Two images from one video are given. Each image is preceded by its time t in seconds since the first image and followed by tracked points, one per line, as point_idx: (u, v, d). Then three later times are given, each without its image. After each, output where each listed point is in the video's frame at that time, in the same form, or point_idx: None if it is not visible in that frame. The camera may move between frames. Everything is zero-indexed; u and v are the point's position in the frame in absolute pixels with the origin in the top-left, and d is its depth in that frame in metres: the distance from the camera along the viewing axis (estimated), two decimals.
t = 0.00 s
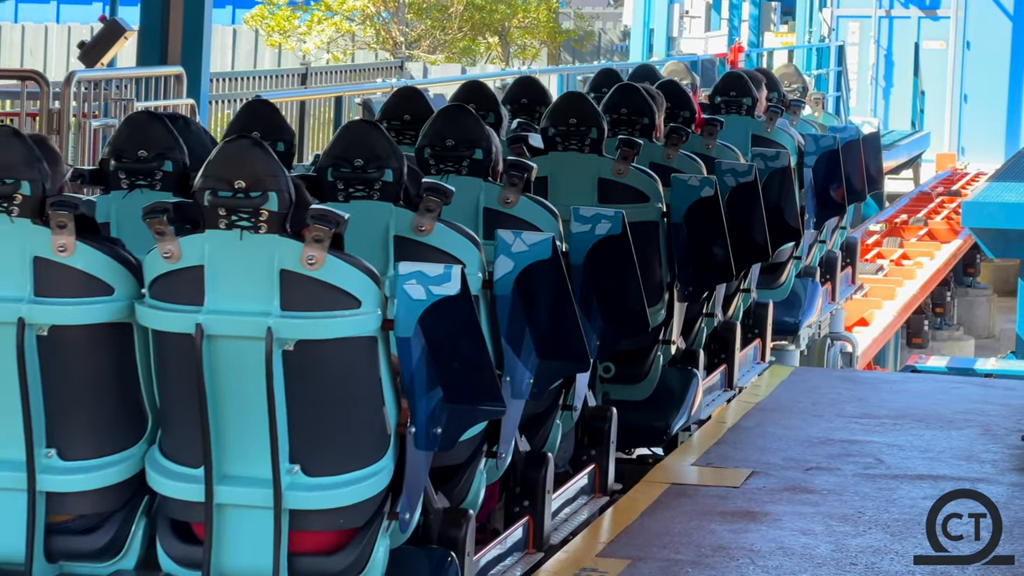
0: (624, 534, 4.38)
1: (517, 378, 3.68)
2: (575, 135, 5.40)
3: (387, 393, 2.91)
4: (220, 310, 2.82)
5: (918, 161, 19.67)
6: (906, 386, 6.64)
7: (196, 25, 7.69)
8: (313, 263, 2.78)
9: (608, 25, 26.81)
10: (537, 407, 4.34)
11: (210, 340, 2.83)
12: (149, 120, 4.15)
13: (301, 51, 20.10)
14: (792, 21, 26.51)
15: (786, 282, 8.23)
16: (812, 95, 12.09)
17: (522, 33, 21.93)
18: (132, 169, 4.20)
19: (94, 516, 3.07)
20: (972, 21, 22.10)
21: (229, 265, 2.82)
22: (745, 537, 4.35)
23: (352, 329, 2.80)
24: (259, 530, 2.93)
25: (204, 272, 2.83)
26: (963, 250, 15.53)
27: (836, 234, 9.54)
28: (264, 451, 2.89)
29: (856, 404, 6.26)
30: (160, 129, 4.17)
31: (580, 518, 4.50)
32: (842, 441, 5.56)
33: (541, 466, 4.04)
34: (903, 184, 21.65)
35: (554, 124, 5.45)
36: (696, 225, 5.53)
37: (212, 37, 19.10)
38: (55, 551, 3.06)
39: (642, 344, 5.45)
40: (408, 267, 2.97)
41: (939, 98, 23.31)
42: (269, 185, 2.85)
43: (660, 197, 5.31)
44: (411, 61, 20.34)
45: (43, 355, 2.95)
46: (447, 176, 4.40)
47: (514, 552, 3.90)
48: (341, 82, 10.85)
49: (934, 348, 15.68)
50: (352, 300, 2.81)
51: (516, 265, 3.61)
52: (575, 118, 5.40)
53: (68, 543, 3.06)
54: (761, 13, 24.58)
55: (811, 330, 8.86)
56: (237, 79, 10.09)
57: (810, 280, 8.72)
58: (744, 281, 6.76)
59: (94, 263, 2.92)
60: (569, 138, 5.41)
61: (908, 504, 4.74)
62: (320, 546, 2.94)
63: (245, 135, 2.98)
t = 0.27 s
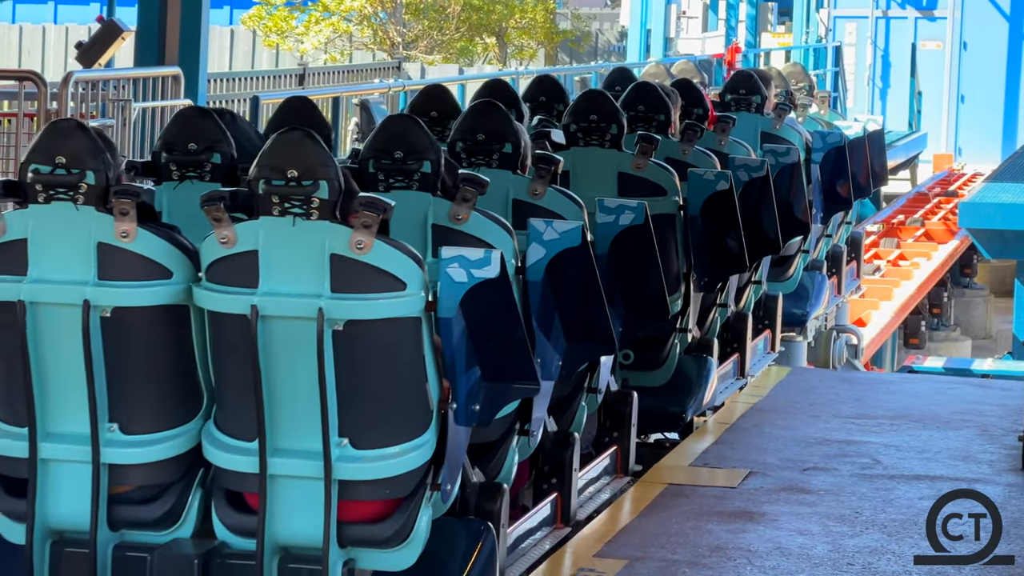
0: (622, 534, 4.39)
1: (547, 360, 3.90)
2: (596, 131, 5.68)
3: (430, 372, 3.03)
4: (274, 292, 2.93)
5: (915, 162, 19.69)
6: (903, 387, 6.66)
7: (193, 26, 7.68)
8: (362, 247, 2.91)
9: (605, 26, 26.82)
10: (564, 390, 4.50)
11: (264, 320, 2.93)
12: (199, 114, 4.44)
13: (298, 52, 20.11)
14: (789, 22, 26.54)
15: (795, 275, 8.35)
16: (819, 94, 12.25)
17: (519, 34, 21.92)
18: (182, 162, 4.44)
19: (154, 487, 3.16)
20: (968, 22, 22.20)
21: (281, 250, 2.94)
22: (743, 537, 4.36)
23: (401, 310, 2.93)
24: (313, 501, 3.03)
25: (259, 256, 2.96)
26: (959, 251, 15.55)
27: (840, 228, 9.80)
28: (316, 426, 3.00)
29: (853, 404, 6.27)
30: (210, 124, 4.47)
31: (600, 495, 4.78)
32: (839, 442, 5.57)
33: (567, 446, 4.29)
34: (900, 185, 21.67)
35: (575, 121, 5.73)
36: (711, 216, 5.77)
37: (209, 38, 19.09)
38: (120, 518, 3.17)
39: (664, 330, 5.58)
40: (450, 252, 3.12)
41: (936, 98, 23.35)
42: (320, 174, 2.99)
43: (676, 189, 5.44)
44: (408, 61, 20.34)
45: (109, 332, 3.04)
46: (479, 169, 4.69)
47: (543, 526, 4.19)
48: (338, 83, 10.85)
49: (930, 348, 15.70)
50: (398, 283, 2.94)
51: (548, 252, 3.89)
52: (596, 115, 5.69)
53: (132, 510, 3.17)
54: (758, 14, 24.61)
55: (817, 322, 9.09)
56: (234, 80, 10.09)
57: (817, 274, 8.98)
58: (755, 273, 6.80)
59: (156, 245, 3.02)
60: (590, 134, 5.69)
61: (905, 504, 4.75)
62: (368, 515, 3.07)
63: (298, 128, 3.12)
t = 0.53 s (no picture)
0: (619, 534, 4.40)
1: (575, 345, 4.08)
2: (615, 127, 5.98)
3: (467, 351, 3.29)
4: (323, 276, 3.18)
5: (912, 163, 19.70)
6: (900, 387, 6.67)
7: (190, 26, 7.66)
8: (405, 234, 3.15)
9: (603, 26, 26.82)
10: (589, 373, 4.78)
11: (314, 303, 3.18)
12: (244, 111, 4.40)
13: (296, 53, 20.11)
14: (786, 24, 26.57)
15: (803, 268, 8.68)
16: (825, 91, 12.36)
17: (517, 35, 21.88)
18: (229, 154, 4.48)
19: (207, 461, 3.42)
20: (965, 24, 22.28)
21: (329, 236, 3.18)
22: (740, 537, 4.37)
23: (440, 293, 3.18)
24: (357, 473, 3.29)
25: (308, 243, 3.20)
26: (957, 252, 15.56)
27: (847, 223, 10.05)
28: (360, 403, 3.24)
29: (850, 405, 6.28)
30: (256, 118, 4.44)
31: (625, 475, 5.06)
32: (837, 442, 5.58)
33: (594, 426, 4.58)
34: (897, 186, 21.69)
35: (596, 118, 6.02)
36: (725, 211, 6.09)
37: (206, 39, 19.08)
38: (173, 492, 3.42)
39: (677, 323, 5.84)
40: (489, 238, 3.30)
41: (933, 99, 23.37)
42: (365, 165, 3.22)
43: (692, 183, 5.75)
44: (406, 62, 20.34)
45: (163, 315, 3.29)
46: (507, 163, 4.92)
47: (570, 501, 4.50)
48: (336, 84, 10.85)
49: (927, 350, 15.70)
50: (439, 267, 3.19)
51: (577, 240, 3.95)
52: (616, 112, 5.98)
53: (185, 484, 3.42)
54: (755, 14, 24.62)
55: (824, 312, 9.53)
56: (231, 80, 10.09)
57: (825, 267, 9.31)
58: (766, 264, 7.13)
59: (210, 235, 3.28)
60: (610, 130, 5.98)
61: (902, 504, 4.76)
62: (411, 487, 3.33)
63: (344, 120, 3.35)
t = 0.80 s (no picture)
0: (617, 535, 4.40)
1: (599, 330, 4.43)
2: (632, 124, 6.55)
3: (500, 333, 3.59)
4: (366, 263, 3.49)
5: (909, 163, 19.72)
6: (897, 388, 6.68)
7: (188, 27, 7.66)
8: (444, 222, 3.46)
9: (600, 27, 26.84)
10: (612, 357, 5.05)
11: (357, 288, 3.50)
12: (286, 106, 4.94)
13: (293, 54, 20.14)
14: (783, 25, 26.62)
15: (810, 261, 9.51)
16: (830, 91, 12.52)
17: (514, 36, 21.88)
18: (271, 147, 4.96)
19: (254, 439, 3.76)
20: (962, 25, 22.41)
21: (372, 225, 3.50)
22: (737, 538, 4.38)
23: (475, 278, 3.49)
24: (397, 449, 3.62)
25: (352, 230, 3.51)
26: (954, 252, 15.57)
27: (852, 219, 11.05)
28: (400, 382, 3.57)
29: (847, 405, 6.29)
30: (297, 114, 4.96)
31: (644, 458, 5.26)
32: (834, 443, 5.59)
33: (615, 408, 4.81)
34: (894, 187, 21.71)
35: (614, 115, 6.59)
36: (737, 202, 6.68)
37: (205, 40, 19.10)
38: (223, 466, 3.76)
39: (691, 314, 6.15)
40: (522, 226, 3.54)
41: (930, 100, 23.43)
42: (406, 156, 3.53)
43: (705, 177, 6.36)
44: (403, 63, 20.36)
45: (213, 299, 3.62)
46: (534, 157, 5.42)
47: (593, 480, 4.71)
48: (334, 84, 10.87)
49: (924, 350, 15.71)
50: (475, 254, 3.50)
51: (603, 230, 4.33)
52: (633, 109, 6.55)
53: (233, 461, 3.75)
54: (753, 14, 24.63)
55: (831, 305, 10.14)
56: (228, 80, 10.10)
57: (831, 262, 10.01)
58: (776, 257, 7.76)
59: (260, 225, 3.61)
60: (628, 127, 6.56)
61: (899, 504, 4.77)
62: (448, 462, 3.66)
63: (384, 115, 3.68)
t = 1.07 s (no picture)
0: (614, 535, 4.41)
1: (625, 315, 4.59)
2: (650, 121, 7.12)
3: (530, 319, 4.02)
4: (406, 251, 3.90)
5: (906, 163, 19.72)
6: (893, 388, 6.69)
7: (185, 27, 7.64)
8: (480, 212, 3.87)
9: (598, 28, 26.84)
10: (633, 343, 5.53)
11: (397, 274, 3.91)
12: (325, 103, 5.13)
13: (291, 54, 20.12)
14: (780, 24, 26.61)
15: (817, 255, 9.73)
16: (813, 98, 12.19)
17: (512, 36, 21.82)
18: (310, 142, 5.20)
19: (296, 419, 4.19)
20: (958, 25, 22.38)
21: (411, 215, 3.90)
22: (734, 538, 4.39)
23: (507, 265, 3.90)
24: (433, 428, 4.05)
25: (392, 218, 3.92)
26: (951, 253, 15.56)
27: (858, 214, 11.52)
28: (438, 363, 4.00)
29: (844, 406, 6.30)
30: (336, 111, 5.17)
31: (662, 441, 5.86)
32: (831, 443, 5.60)
33: (636, 395, 5.32)
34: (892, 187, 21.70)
35: (631, 112, 7.15)
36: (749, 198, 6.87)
37: (202, 41, 19.05)
38: (267, 445, 4.19)
39: (703, 308, 6.82)
40: (554, 216, 3.91)
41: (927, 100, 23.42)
42: (443, 149, 3.94)
43: (721, 172, 6.89)
44: (401, 63, 20.33)
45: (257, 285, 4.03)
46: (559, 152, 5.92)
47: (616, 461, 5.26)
48: (331, 84, 10.87)
49: (922, 350, 15.68)
50: (507, 244, 3.91)
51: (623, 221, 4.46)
52: (650, 106, 7.13)
53: (276, 440, 4.19)
54: (750, 14, 24.62)
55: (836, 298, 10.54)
56: (227, 81, 10.08)
57: (837, 255, 10.50)
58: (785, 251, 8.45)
59: (303, 218, 4.02)
60: (645, 124, 7.13)
61: (896, 505, 4.78)
62: (482, 441, 4.09)
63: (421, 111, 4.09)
